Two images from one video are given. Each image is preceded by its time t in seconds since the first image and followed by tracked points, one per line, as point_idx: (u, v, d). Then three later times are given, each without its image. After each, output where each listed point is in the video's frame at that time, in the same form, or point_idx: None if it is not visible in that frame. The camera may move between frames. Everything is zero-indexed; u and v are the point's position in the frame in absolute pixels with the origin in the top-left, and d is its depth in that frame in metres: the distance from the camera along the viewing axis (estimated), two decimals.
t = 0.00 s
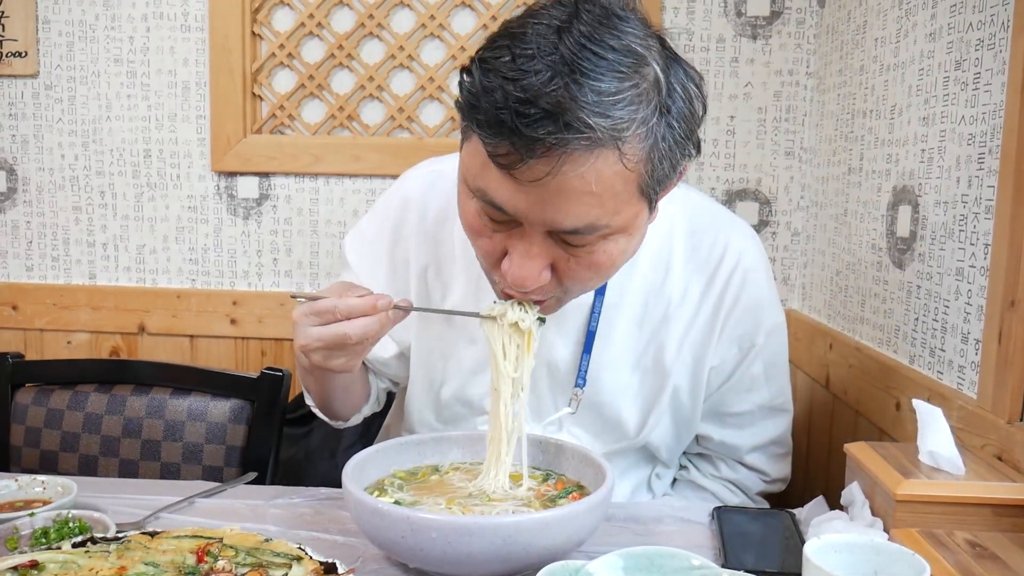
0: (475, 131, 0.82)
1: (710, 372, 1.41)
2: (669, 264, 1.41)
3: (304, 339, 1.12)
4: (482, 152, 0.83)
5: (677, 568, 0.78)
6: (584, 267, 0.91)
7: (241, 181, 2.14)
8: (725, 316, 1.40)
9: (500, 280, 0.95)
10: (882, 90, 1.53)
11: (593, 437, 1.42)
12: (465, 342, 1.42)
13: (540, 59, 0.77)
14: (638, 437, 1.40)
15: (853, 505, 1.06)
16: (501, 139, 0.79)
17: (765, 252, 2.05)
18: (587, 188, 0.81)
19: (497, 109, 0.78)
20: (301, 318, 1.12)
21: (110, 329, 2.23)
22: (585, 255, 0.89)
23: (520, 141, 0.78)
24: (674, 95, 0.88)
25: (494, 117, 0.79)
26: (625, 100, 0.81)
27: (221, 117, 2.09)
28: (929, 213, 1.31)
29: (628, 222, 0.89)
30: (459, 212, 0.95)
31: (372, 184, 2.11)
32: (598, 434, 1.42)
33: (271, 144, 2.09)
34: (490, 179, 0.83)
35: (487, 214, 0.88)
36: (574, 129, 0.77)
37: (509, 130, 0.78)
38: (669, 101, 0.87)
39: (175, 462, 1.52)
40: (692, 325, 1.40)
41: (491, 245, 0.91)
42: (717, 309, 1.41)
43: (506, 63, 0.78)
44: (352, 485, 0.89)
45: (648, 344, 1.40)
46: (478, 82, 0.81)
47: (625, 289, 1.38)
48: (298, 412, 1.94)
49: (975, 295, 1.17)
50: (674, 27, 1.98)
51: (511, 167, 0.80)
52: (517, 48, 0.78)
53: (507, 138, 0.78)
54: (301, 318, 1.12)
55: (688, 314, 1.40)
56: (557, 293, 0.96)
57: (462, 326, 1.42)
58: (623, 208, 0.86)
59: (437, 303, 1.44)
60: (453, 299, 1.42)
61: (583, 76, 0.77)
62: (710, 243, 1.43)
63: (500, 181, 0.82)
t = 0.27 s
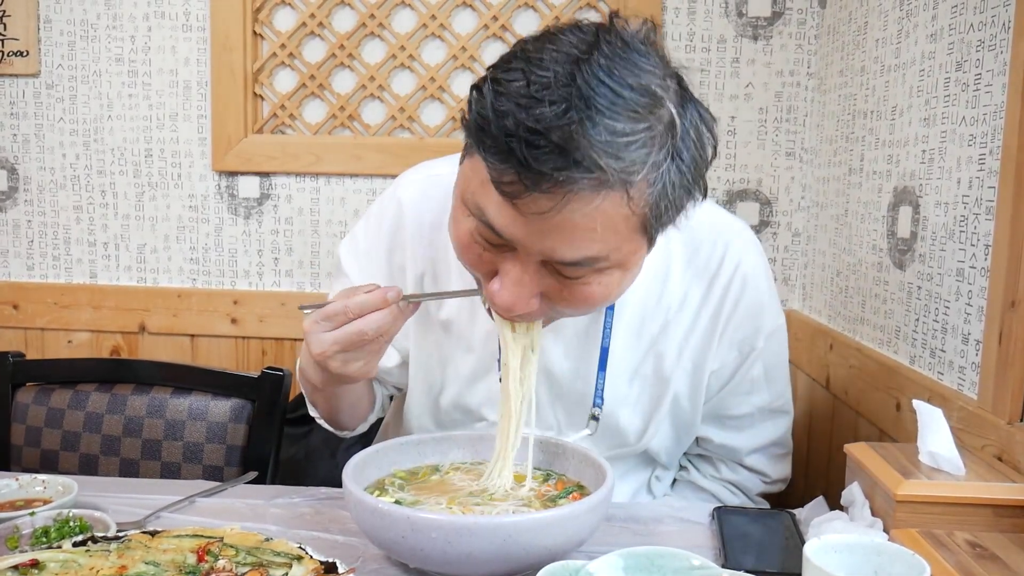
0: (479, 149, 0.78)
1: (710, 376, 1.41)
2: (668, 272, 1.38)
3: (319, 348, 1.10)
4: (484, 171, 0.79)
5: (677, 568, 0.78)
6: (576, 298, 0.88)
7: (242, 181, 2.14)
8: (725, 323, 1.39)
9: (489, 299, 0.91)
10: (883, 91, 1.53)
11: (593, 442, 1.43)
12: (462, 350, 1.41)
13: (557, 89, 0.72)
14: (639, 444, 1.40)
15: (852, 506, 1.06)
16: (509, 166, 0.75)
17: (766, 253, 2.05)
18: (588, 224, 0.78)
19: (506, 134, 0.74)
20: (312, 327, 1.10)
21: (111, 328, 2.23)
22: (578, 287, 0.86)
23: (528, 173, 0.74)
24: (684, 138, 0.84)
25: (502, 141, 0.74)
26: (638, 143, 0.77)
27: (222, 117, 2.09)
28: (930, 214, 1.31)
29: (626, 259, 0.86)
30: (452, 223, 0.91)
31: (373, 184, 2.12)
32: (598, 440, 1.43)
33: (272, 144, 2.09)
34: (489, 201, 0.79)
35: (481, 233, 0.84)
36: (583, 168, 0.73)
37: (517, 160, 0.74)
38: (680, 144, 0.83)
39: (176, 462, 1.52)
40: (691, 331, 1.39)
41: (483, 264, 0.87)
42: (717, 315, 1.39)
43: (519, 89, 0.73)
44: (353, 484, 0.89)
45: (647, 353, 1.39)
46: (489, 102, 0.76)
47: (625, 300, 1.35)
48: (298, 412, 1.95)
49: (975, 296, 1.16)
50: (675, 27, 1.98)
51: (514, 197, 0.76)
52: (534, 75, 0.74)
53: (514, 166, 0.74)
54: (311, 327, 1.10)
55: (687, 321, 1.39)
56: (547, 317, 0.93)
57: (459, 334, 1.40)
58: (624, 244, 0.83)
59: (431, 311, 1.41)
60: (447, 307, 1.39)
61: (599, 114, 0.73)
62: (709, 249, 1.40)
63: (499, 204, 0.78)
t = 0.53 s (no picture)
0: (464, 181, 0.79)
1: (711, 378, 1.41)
2: (669, 275, 1.38)
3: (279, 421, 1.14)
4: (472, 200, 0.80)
5: (677, 569, 0.78)
6: (579, 311, 0.88)
7: (242, 181, 2.14)
8: (726, 326, 1.39)
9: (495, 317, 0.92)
10: (884, 91, 1.53)
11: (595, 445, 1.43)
12: (462, 355, 1.41)
13: (529, 117, 0.73)
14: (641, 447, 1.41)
15: (853, 506, 1.06)
16: (490, 196, 0.76)
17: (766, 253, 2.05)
18: (579, 247, 0.77)
19: (485, 166, 0.75)
20: (269, 401, 1.14)
21: (111, 327, 2.23)
22: (580, 301, 0.86)
23: (510, 204, 0.74)
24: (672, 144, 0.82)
25: (482, 173, 0.75)
26: (620, 160, 0.76)
27: (222, 115, 2.09)
28: (930, 214, 1.31)
29: (625, 270, 0.85)
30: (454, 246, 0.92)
31: (374, 184, 2.12)
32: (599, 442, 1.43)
33: (272, 143, 2.09)
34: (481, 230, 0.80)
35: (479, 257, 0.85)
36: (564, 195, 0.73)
37: (499, 191, 0.75)
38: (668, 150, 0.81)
39: (176, 461, 1.52)
40: (692, 333, 1.39)
41: (485, 285, 0.88)
42: (719, 318, 1.39)
43: (496, 118, 0.74)
44: (353, 484, 0.89)
45: (649, 354, 1.39)
46: (467, 132, 0.77)
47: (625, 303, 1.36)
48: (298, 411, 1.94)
49: (976, 296, 1.16)
50: (676, 27, 1.98)
51: (501, 228, 0.77)
52: (509, 102, 0.74)
53: (496, 197, 0.75)
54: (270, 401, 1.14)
55: (689, 322, 1.39)
56: (554, 329, 0.94)
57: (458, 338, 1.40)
58: (620, 259, 0.82)
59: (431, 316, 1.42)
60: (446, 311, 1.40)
61: (575, 138, 0.73)
62: (710, 251, 1.39)
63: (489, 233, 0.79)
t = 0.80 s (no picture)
0: (441, 158, 0.80)
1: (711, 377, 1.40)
2: (668, 269, 1.38)
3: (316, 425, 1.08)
4: (452, 177, 0.80)
5: (677, 568, 0.78)
6: (574, 282, 0.87)
7: (242, 180, 2.14)
8: (725, 322, 1.38)
9: (493, 303, 0.91)
10: (885, 90, 1.53)
11: (595, 444, 1.43)
12: (462, 351, 1.41)
13: (497, 83, 0.74)
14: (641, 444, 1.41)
15: (853, 506, 1.06)
16: (467, 168, 0.77)
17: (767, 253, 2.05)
18: (560, 208, 0.77)
19: (458, 138, 0.76)
20: (319, 401, 1.08)
21: (111, 327, 2.23)
22: (574, 271, 0.85)
23: (486, 170, 0.75)
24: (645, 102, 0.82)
25: (455, 144, 0.76)
26: (591, 116, 0.76)
27: (223, 115, 2.09)
28: (931, 214, 1.31)
29: (614, 233, 0.84)
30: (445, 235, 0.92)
31: (374, 184, 2.12)
32: (600, 442, 1.43)
33: (272, 143, 2.09)
34: (465, 207, 0.80)
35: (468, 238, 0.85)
36: (537, 154, 0.74)
37: (474, 159, 0.75)
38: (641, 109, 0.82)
39: (176, 461, 1.52)
40: (692, 330, 1.39)
41: (479, 270, 0.88)
42: (718, 312, 1.39)
43: (465, 91, 0.75)
44: (354, 483, 0.89)
45: (648, 351, 1.39)
46: (439, 109, 0.78)
47: (624, 297, 1.36)
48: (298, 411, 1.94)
49: (976, 296, 1.16)
50: (676, 27, 1.98)
51: (482, 198, 0.77)
52: (476, 73, 0.75)
53: (472, 168, 0.76)
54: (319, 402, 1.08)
55: (688, 318, 1.38)
56: (552, 310, 0.92)
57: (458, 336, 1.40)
58: (606, 221, 0.81)
59: (431, 314, 1.42)
60: (446, 309, 1.40)
61: (543, 98, 0.73)
62: (709, 246, 1.39)
63: (472, 206, 0.79)
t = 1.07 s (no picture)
0: (452, 186, 0.79)
1: (710, 376, 1.40)
2: (666, 270, 1.38)
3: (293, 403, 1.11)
4: (463, 206, 0.80)
5: (677, 568, 0.78)
6: (585, 300, 0.87)
7: (242, 180, 2.14)
8: (724, 323, 1.38)
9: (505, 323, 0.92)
10: (885, 91, 1.53)
11: (594, 443, 1.43)
12: (462, 351, 1.41)
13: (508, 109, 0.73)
14: (641, 444, 1.41)
15: (853, 506, 1.06)
16: (479, 196, 0.76)
17: (767, 253, 2.05)
18: (574, 233, 0.77)
19: (469, 166, 0.75)
20: (293, 379, 1.12)
21: (111, 327, 2.23)
22: (586, 290, 0.86)
23: (500, 200, 0.74)
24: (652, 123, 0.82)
25: (467, 173, 0.75)
26: (602, 141, 0.76)
27: (223, 114, 2.09)
28: (931, 214, 1.31)
29: (624, 251, 0.85)
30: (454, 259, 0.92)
31: (374, 184, 2.12)
32: (599, 441, 1.43)
33: (272, 143, 2.09)
34: (477, 234, 0.80)
35: (480, 264, 0.85)
36: (551, 181, 0.73)
37: (488, 188, 0.75)
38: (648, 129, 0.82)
39: (176, 461, 1.52)
40: (692, 329, 1.38)
41: (491, 293, 0.88)
42: (717, 313, 1.38)
43: (474, 120, 0.74)
44: (354, 484, 0.89)
45: (647, 351, 1.39)
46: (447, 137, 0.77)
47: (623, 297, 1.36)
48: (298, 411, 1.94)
49: (976, 296, 1.16)
50: (676, 27, 1.98)
51: (495, 225, 0.77)
52: (485, 100, 0.74)
53: (486, 196, 0.75)
54: (292, 380, 1.12)
55: (687, 318, 1.39)
56: (563, 327, 0.93)
57: (457, 337, 1.41)
58: (617, 241, 0.82)
59: (430, 314, 1.42)
60: (445, 310, 1.40)
61: (555, 125, 0.73)
62: (709, 249, 1.39)
63: (485, 234, 0.79)
